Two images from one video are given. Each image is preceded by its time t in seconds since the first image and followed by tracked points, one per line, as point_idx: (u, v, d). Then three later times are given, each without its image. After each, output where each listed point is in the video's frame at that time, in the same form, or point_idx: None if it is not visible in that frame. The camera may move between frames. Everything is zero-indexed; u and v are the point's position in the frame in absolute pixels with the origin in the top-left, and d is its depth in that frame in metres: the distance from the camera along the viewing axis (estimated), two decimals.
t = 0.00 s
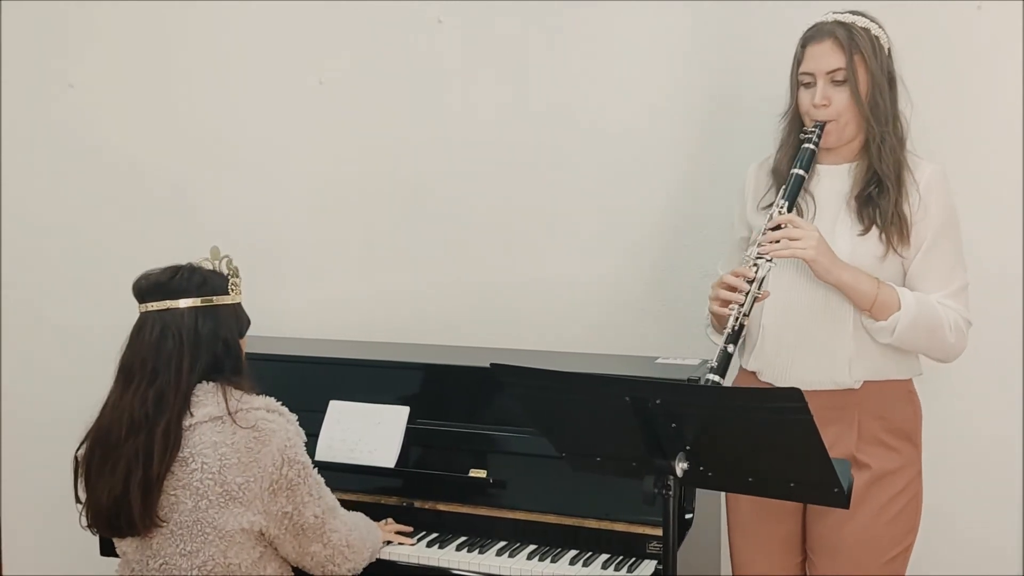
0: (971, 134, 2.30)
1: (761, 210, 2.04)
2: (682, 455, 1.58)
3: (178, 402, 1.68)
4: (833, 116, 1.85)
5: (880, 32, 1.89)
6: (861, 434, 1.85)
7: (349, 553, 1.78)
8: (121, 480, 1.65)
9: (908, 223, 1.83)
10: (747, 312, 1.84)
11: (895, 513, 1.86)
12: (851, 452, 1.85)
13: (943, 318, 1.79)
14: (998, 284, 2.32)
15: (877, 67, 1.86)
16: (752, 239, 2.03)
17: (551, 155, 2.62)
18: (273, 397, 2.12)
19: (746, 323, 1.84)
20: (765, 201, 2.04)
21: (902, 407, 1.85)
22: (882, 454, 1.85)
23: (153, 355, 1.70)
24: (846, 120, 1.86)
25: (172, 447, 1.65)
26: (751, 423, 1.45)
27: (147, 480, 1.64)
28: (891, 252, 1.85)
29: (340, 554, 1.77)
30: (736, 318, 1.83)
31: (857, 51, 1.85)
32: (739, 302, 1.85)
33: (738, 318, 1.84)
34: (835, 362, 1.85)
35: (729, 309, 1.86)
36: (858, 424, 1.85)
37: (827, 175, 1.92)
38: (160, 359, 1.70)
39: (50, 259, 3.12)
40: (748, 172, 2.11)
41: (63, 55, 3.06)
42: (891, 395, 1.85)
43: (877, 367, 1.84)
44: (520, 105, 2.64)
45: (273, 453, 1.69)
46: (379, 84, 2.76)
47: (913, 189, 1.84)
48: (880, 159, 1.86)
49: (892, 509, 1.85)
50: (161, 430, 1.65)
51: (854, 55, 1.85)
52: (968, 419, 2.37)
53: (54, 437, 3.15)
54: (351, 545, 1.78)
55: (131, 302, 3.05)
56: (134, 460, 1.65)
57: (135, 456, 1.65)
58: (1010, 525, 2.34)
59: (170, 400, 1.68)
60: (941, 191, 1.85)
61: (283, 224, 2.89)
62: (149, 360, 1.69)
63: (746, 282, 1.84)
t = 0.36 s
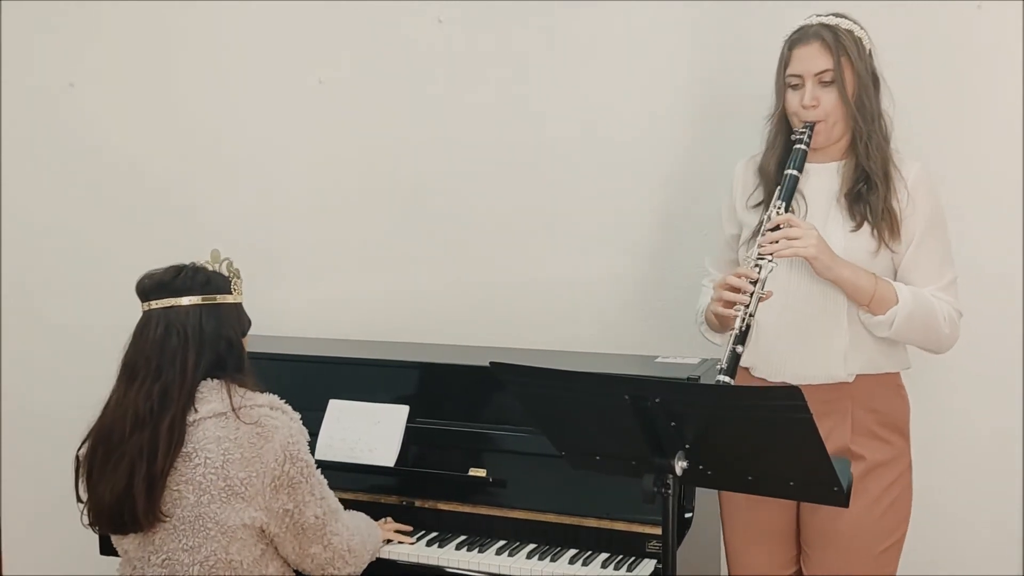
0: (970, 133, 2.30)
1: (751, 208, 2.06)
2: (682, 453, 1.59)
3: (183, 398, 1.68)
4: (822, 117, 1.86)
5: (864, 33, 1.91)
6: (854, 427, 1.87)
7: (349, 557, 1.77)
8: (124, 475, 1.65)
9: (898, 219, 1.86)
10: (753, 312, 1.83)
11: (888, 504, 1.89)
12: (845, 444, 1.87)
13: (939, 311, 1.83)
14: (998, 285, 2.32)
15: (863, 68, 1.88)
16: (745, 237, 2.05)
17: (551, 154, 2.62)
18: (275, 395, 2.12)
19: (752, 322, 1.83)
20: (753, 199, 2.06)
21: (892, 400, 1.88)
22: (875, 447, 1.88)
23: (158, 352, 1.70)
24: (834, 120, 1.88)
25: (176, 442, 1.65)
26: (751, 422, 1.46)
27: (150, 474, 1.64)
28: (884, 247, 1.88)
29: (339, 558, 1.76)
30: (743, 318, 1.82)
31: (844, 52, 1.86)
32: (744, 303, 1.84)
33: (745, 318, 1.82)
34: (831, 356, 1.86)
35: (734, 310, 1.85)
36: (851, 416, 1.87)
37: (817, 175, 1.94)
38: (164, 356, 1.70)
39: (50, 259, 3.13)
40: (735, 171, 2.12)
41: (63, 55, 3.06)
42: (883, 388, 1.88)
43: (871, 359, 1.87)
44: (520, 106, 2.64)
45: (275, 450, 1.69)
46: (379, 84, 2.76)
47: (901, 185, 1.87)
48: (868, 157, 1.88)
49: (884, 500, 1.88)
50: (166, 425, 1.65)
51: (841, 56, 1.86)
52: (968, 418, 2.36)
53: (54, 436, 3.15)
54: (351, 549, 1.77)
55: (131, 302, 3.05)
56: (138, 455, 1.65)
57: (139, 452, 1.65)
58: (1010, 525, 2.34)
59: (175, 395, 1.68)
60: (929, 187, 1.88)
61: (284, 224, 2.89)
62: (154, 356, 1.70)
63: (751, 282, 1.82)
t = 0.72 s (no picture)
0: (969, 133, 2.30)
1: (742, 204, 2.06)
2: (679, 453, 1.59)
3: (184, 393, 1.68)
4: (812, 114, 1.86)
5: (851, 31, 1.91)
6: (845, 422, 1.88)
7: (346, 559, 1.77)
8: (125, 468, 1.64)
9: (886, 214, 1.86)
10: (745, 302, 1.80)
11: (880, 498, 1.90)
12: (837, 440, 1.88)
13: (928, 305, 1.83)
14: (997, 284, 2.32)
15: (851, 66, 1.88)
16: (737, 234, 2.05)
17: (551, 154, 2.62)
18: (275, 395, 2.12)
19: (744, 314, 1.79)
20: (743, 196, 2.06)
21: (882, 395, 1.89)
22: (866, 442, 1.89)
23: (161, 348, 1.70)
24: (824, 117, 1.87)
25: (176, 437, 1.66)
26: (748, 421, 1.46)
27: (151, 467, 1.64)
28: (873, 242, 1.88)
29: (336, 558, 1.76)
30: (735, 308, 1.78)
31: (834, 50, 1.86)
32: (735, 294, 1.81)
33: (736, 308, 1.79)
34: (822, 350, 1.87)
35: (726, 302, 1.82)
36: (842, 411, 1.88)
37: (806, 172, 1.94)
38: (167, 352, 1.70)
39: (50, 259, 3.13)
40: (725, 167, 2.12)
41: (63, 55, 3.06)
42: (873, 383, 1.88)
43: (862, 353, 1.87)
44: (520, 106, 2.64)
45: (275, 445, 1.69)
46: (379, 84, 2.76)
47: (889, 181, 1.88)
48: (856, 154, 1.88)
49: (876, 494, 1.89)
50: (168, 419, 1.66)
51: (831, 53, 1.86)
52: (968, 418, 2.36)
53: (55, 436, 3.15)
54: (348, 549, 1.77)
55: (131, 302, 3.05)
56: (139, 448, 1.65)
57: (141, 445, 1.65)
58: (1011, 523, 2.34)
59: (177, 390, 1.68)
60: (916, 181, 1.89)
61: (284, 224, 2.89)
62: (156, 352, 1.70)
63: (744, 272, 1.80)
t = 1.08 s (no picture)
0: (970, 133, 2.30)
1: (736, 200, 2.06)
2: (677, 453, 1.59)
3: (182, 389, 1.68)
4: (803, 109, 1.87)
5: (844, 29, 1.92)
6: (839, 420, 1.88)
7: (343, 557, 1.77)
8: (123, 465, 1.64)
9: (877, 210, 1.86)
10: (730, 286, 1.83)
11: (874, 495, 1.88)
12: (829, 438, 1.87)
13: (916, 297, 1.82)
14: (997, 284, 2.31)
15: (843, 62, 1.88)
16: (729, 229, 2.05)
17: (551, 154, 2.62)
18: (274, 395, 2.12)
19: (730, 298, 1.83)
20: (736, 191, 2.05)
21: (875, 392, 1.88)
22: (860, 440, 1.88)
23: (159, 346, 1.70)
24: (815, 113, 1.88)
25: (174, 433, 1.66)
26: (745, 421, 1.46)
27: (149, 463, 1.64)
28: (864, 238, 1.87)
29: (333, 556, 1.76)
30: (720, 293, 1.83)
31: (825, 47, 1.86)
32: (722, 277, 1.84)
33: (722, 292, 1.83)
34: (815, 347, 1.87)
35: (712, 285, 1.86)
36: (834, 409, 1.87)
37: (798, 169, 1.93)
38: (166, 349, 1.70)
39: (50, 258, 3.13)
40: (719, 164, 2.12)
41: (63, 54, 3.06)
42: (865, 380, 1.88)
43: (853, 348, 1.87)
44: (520, 106, 2.64)
45: (271, 441, 1.69)
46: (379, 84, 2.76)
47: (879, 178, 1.87)
48: (847, 150, 1.87)
49: (870, 491, 1.88)
50: (166, 415, 1.66)
51: (822, 50, 1.86)
52: (968, 419, 2.36)
53: (56, 436, 3.16)
54: (345, 548, 1.77)
55: (131, 302, 3.05)
56: (137, 444, 1.65)
57: (139, 441, 1.65)
58: (1010, 524, 2.34)
59: (175, 386, 1.68)
60: (907, 178, 1.88)
61: (284, 224, 2.89)
62: (155, 349, 1.70)
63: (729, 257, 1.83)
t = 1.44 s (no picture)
0: (970, 132, 2.29)
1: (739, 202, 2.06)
2: (675, 454, 1.58)
3: (181, 389, 1.68)
4: (798, 105, 1.86)
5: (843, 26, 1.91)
6: (839, 422, 1.87)
7: (345, 553, 1.77)
8: (122, 465, 1.64)
9: (873, 209, 1.85)
10: (708, 273, 1.83)
11: (875, 498, 1.87)
12: (829, 439, 1.86)
13: (905, 290, 1.79)
14: (997, 284, 2.31)
15: (841, 60, 1.87)
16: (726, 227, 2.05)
17: (551, 154, 2.62)
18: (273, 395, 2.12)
19: (706, 284, 1.83)
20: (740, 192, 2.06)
21: (876, 394, 1.87)
22: (861, 442, 1.87)
23: (158, 347, 1.70)
24: (811, 109, 1.87)
25: (172, 433, 1.66)
26: (742, 421, 1.46)
27: (148, 463, 1.64)
28: (860, 236, 1.87)
29: (334, 554, 1.76)
30: (698, 277, 1.83)
31: (821, 43, 1.86)
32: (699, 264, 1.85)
33: (700, 277, 1.83)
34: (812, 347, 1.86)
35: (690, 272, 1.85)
36: (835, 410, 1.86)
37: (797, 169, 1.93)
38: (164, 349, 1.70)
39: (50, 258, 3.13)
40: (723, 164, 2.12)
41: (63, 54, 3.06)
42: (864, 382, 1.86)
43: (853, 348, 1.85)
44: (520, 106, 2.64)
45: (270, 440, 1.69)
46: (378, 84, 2.76)
47: (876, 176, 1.85)
48: (844, 148, 1.86)
49: (871, 493, 1.86)
50: (164, 415, 1.66)
51: (818, 46, 1.86)
52: (968, 419, 2.35)
53: (56, 435, 3.16)
54: (346, 545, 1.78)
55: (131, 303, 3.05)
56: (135, 445, 1.64)
57: (137, 441, 1.65)
58: (1011, 524, 2.34)
59: (174, 386, 1.67)
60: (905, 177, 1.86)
61: (283, 224, 2.89)
62: (154, 349, 1.70)
63: (709, 244, 1.84)
